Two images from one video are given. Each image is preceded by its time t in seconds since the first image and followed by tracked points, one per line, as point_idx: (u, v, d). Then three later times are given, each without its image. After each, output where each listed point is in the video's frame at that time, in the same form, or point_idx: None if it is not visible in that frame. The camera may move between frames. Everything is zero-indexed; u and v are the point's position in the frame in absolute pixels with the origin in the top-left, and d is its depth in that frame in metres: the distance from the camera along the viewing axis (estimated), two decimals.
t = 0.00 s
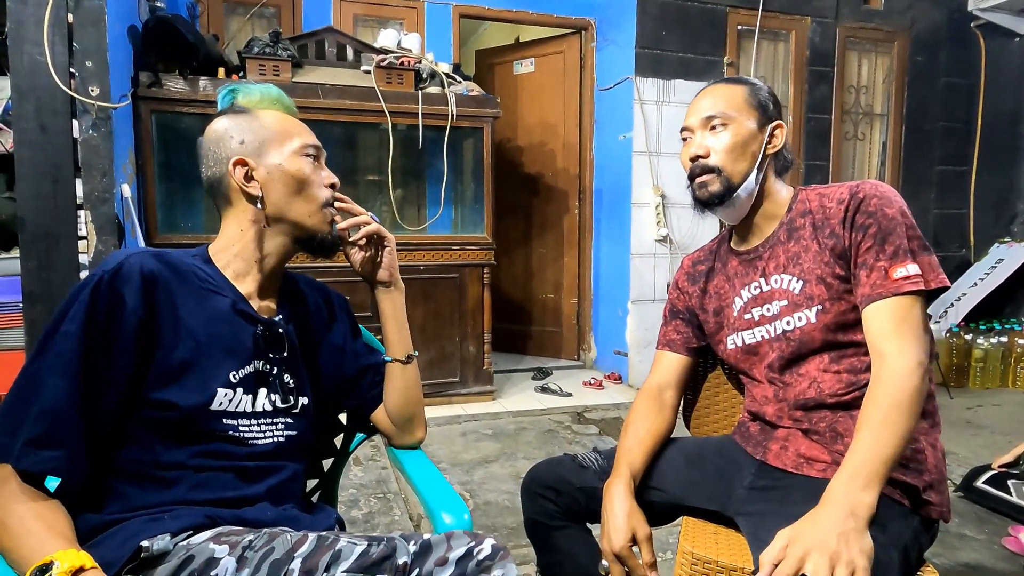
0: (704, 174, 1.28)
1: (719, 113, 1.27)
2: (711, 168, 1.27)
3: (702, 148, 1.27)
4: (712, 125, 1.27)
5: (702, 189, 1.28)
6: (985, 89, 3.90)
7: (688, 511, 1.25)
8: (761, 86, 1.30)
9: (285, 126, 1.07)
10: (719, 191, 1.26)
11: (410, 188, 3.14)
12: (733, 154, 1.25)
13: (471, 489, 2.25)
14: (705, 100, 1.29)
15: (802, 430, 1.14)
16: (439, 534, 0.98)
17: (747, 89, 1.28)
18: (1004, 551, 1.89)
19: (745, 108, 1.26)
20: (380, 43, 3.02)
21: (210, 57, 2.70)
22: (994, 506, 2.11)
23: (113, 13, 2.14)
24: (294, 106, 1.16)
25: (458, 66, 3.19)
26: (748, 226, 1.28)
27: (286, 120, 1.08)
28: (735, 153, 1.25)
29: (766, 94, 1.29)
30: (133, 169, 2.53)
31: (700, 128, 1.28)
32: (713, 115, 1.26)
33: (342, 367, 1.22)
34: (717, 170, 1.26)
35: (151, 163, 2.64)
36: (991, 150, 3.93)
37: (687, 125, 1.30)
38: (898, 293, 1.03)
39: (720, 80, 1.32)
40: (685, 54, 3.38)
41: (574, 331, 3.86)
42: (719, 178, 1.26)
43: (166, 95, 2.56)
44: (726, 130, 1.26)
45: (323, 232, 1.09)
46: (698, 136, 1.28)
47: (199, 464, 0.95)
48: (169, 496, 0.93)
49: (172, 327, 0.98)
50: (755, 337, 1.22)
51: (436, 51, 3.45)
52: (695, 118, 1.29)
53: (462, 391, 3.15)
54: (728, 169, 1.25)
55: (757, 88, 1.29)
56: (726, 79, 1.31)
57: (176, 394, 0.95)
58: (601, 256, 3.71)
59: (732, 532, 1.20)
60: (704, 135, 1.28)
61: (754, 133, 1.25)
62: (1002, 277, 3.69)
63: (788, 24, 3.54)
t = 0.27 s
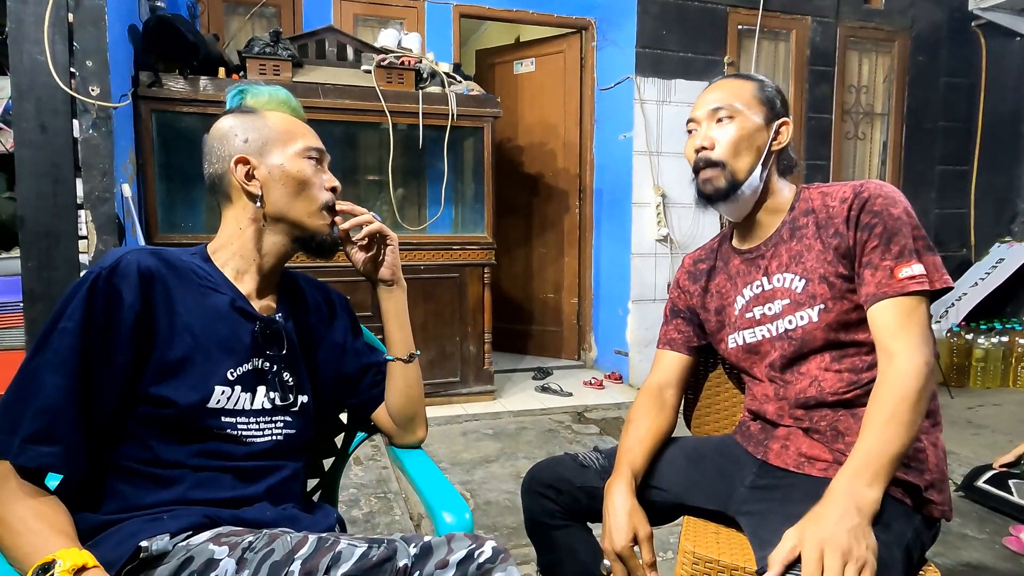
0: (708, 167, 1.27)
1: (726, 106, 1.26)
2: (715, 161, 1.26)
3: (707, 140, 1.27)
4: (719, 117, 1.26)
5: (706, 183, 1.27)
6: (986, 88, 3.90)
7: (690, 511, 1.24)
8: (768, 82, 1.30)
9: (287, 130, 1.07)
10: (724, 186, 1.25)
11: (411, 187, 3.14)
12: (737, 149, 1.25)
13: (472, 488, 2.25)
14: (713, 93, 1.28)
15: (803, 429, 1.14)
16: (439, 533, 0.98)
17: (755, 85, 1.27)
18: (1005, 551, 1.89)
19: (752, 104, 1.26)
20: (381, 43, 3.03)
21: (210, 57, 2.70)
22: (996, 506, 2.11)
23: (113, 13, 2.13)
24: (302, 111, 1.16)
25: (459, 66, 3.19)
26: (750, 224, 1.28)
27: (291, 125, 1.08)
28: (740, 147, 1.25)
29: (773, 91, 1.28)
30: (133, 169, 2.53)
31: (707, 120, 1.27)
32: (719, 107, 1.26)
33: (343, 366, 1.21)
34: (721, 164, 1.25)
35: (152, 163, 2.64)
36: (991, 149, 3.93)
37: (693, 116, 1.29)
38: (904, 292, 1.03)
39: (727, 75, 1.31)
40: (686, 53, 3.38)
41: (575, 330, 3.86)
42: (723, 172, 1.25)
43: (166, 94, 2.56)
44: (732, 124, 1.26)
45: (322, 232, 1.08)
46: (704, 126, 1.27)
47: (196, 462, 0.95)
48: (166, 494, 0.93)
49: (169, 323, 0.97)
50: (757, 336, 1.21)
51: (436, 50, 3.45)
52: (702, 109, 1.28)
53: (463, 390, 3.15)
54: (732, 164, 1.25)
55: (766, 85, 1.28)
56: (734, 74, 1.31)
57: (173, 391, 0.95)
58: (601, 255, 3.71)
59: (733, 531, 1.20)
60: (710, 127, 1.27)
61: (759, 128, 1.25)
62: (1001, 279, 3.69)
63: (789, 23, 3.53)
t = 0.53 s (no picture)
0: (712, 156, 1.28)
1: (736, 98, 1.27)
2: (720, 151, 1.27)
3: (714, 130, 1.28)
4: (728, 108, 1.27)
5: (710, 172, 1.28)
6: (987, 88, 3.90)
7: (692, 510, 1.24)
8: (780, 79, 1.30)
9: (288, 126, 1.07)
10: (725, 175, 1.26)
11: (411, 187, 3.14)
12: (743, 140, 1.25)
13: (472, 488, 2.25)
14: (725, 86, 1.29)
15: (805, 428, 1.13)
16: (441, 531, 0.98)
17: (766, 81, 1.28)
18: (1006, 550, 1.89)
19: (763, 99, 1.26)
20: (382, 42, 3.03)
21: (211, 57, 2.70)
22: (997, 505, 2.11)
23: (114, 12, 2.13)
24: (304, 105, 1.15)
25: (460, 65, 3.19)
26: (752, 220, 1.28)
27: (292, 121, 1.08)
28: (746, 139, 1.25)
29: (784, 88, 1.28)
30: (133, 169, 2.51)
31: (716, 110, 1.28)
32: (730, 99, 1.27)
33: (343, 366, 1.21)
34: (725, 154, 1.26)
35: (152, 162, 2.64)
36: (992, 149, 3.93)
37: (703, 107, 1.30)
38: (897, 291, 1.03)
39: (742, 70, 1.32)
40: (686, 52, 3.37)
41: (575, 330, 3.86)
42: (726, 162, 1.26)
43: (167, 93, 2.56)
44: (740, 116, 1.26)
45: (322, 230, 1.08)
46: (712, 117, 1.28)
47: (199, 460, 0.95)
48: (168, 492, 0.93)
49: (171, 321, 0.97)
50: (758, 334, 1.21)
51: (437, 50, 3.45)
52: (712, 101, 1.29)
53: (463, 390, 3.15)
54: (736, 154, 1.26)
55: (777, 81, 1.29)
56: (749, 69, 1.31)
57: (175, 388, 0.95)
58: (602, 255, 3.71)
59: (733, 530, 1.20)
60: (718, 118, 1.28)
61: (768, 123, 1.25)
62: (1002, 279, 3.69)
63: (789, 23, 3.53)
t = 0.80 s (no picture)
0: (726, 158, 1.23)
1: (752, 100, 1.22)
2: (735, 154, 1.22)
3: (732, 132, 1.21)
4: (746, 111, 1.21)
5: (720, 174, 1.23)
6: (987, 87, 3.90)
7: (692, 510, 1.24)
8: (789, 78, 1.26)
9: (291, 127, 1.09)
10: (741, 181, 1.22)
11: (411, 187, 3.14)
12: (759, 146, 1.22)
13: (473, 488, 2.25)
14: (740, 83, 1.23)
15: (805, 428, 1.14)
16: (440, 532, 0.98)
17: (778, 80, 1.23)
18: (1006, 550, 1.89)
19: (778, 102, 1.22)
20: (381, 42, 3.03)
21: (211, 57, 2.69)
22: (997, 505, 2.11)
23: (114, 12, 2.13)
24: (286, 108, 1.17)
25: (460, 65, 3.19)
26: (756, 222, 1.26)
27: (292, 121, 1.10)
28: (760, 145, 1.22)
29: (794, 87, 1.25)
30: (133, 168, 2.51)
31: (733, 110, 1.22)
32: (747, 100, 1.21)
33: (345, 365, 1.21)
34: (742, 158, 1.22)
35: (151, 162, 2.64)
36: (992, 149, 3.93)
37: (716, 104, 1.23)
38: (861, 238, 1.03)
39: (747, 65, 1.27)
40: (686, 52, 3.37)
41: (575, 330, 3.86)
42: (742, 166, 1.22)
43: (167, 93, 2.56)
44: (755, 121, 1.22)
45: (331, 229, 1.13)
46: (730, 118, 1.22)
47: (208, 460, 0.95)
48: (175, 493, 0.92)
49: (180, 322, 0.97)
50: (762, 332, 1.21)
51: (437, 50, 3.45)
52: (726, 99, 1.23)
53: (463, 390, 3.15)
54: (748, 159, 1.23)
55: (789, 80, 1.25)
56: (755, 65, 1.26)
57: (186, 389, 0.95)
58: (602, 254, 3.71)
59: (733, 530, 1.20)
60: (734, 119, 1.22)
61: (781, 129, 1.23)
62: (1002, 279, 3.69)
63: (790, 22, 3.53)
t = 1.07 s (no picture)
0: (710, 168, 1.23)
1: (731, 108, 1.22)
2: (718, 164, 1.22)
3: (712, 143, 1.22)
4: (724, 121, 1.22)
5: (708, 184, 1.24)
6: (988, 88, 3.90)
7: (692, 510, 1.24)
8: (775, 80, 1.26)
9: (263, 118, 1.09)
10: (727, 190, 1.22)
11: (411, 187, 3.14)
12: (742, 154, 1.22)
13: (473, 487, 2.25)
14: (718, 94, 1.24)
15: (804, 428, 1.14)
16: (441, 531, 0.98)
17: (761, 84, 1.23)
18: (1007, 550, 1.89)
19: (761, 107, 1.22)
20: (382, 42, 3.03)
21: (211, 57, 2.68)
22: (997, 505, 2.11)
23: (115, 13, 2.13)
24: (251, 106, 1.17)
25: (461, 65, 3.19)
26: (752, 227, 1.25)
27: (263, 114, 1.10)
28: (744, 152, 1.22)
29: (780, 89, 1.25)
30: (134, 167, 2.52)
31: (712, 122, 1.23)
32: (726, 110, 1.22)
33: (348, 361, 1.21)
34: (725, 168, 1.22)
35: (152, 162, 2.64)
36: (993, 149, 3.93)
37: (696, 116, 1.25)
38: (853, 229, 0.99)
39: (731, 72, 1.28)
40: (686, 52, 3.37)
41: (575, 330, 3.86)
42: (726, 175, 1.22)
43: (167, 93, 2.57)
44: (737, 128, 1.22)
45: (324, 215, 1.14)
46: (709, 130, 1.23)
47: (224, 461, 0.95)
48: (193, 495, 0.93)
49: (198, 322, 0.97)
50: (758, 335, 1.21)
51: (437, 50, 3.45)
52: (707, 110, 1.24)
53: (464, 390, 3.15)
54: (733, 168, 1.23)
55: (773, 83, 1.25)
56: (739, 71, 1.27)
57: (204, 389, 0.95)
58: (603, 254, 3.70)
59: (734, 531, 1.20)
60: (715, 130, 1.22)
61: (765, 134, 1.22)
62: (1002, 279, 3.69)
63: (790, 22, 3.53)
